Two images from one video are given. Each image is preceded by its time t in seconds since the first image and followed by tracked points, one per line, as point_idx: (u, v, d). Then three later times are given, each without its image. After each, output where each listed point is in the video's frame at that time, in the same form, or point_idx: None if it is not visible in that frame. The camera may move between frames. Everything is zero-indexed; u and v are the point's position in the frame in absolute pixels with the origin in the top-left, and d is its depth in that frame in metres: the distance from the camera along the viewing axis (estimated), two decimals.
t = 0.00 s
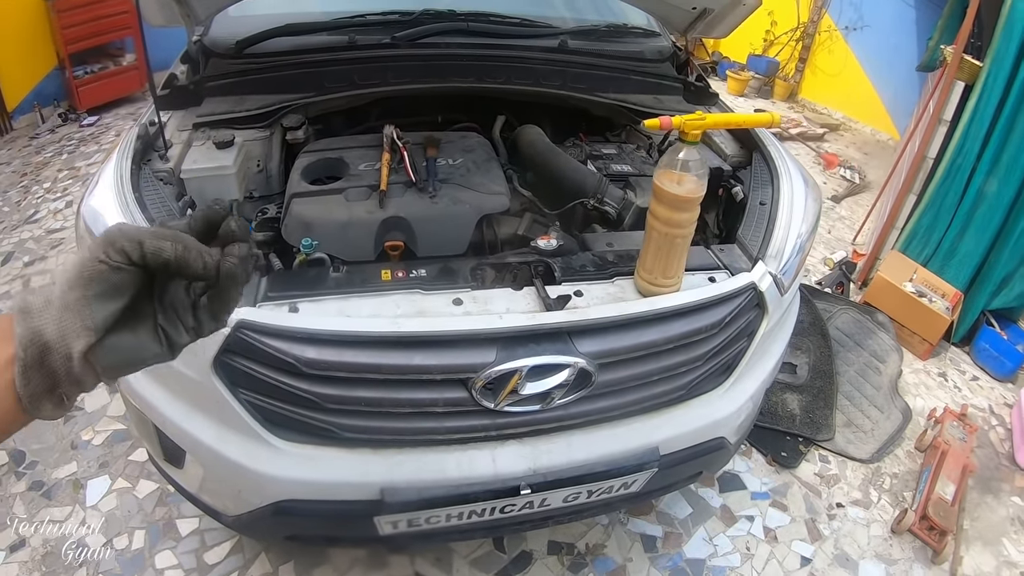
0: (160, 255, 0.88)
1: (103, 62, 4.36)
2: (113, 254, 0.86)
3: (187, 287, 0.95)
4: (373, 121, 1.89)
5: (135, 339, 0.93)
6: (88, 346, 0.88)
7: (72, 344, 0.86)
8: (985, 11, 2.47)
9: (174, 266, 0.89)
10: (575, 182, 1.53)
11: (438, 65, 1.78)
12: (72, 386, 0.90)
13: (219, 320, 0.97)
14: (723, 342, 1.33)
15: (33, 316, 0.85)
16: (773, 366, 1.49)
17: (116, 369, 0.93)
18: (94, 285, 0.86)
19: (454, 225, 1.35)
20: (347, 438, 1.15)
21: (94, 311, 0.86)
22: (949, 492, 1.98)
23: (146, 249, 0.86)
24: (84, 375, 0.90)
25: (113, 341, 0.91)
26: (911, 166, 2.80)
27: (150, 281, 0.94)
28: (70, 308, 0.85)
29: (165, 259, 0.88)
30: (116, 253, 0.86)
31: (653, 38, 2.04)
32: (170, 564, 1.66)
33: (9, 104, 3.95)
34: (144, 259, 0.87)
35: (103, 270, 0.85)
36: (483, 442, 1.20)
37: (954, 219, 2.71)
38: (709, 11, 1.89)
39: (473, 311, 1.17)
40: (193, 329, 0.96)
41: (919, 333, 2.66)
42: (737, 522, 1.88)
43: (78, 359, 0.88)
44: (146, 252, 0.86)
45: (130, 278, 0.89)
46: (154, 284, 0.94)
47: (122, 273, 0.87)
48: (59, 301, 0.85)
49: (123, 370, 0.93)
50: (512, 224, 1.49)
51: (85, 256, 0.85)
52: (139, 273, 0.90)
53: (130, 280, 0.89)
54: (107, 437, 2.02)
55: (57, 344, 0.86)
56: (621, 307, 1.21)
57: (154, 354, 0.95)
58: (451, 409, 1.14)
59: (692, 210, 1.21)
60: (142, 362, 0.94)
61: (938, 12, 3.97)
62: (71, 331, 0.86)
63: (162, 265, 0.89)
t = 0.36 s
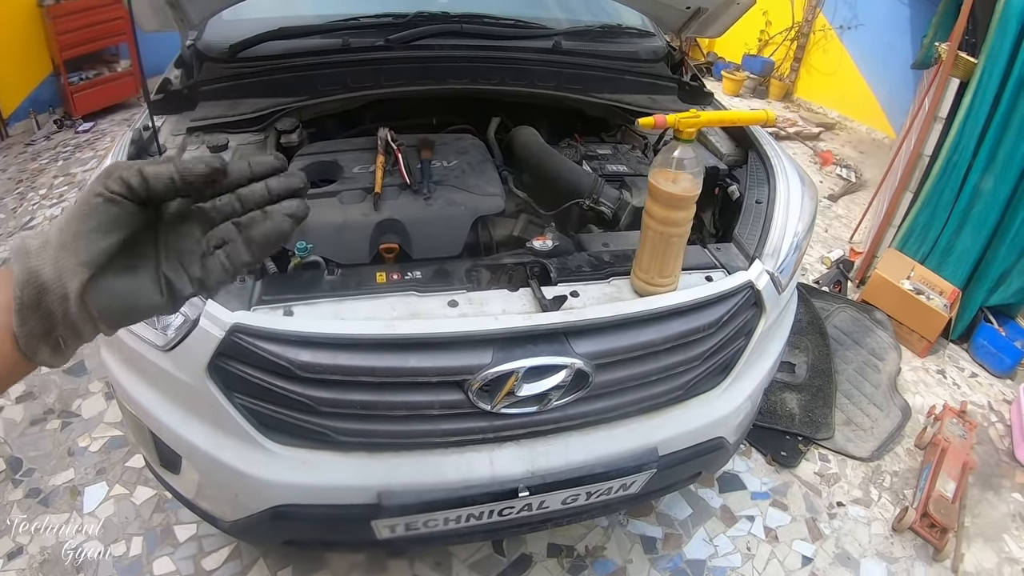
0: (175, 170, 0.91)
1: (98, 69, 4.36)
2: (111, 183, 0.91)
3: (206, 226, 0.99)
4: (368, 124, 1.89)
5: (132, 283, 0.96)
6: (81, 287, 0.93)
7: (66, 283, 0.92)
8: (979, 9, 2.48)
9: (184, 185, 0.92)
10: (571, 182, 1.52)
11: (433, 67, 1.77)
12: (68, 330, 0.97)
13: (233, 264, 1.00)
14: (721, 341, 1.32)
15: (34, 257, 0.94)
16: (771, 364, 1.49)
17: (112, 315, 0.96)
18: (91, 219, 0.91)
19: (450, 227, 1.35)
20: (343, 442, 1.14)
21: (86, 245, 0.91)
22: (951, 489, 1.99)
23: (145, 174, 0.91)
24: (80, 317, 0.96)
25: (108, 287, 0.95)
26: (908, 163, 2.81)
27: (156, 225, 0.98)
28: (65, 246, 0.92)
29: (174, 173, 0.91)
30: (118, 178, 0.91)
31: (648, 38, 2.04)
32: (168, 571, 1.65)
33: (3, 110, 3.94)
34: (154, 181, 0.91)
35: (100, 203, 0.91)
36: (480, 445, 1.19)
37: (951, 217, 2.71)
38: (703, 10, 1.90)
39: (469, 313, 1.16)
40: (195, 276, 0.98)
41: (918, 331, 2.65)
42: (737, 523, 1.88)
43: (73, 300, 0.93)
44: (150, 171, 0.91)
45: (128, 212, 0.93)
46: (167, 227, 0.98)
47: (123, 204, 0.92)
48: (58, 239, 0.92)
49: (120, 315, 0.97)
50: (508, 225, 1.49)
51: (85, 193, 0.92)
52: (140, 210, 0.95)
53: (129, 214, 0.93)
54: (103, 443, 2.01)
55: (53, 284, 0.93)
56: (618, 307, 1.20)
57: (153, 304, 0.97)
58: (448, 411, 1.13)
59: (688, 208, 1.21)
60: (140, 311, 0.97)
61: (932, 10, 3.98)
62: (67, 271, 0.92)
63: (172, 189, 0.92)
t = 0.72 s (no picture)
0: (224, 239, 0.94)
1: (103, 70, 4.36)
2: (169, 266, 0.91)
3: (254, 327, 1.00)
4: (374, 122, 1.88)
5: (182, 368, 0.93)
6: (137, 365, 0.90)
7: (123, 358, 0.89)
8: (986, 5, 2.46)
9: (233, 248, 0.95)
10: (580, 179, 1.51)
11: (438, 64, 1.77)
12: (120, 409, 0.92)
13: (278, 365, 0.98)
14: (731, 339, 1.31)
15: (90, 333, 0.91)
16: (781, 362, 1.47)
17: (163, 397, 0.92)
18: (146, 298, 0.89)
19: (457, 224, 1.34)
20: (350, 441, 1.13)
21: (145, 322, 0.89)
22: (960, 489, 1.94)
23: (203, 254, 0.92)
24: (134, 397, 0.91)
25: (163, 367, 0.91)
26: (915, 161, 2.78)
27: (208, 322, 0.97)
28: (123, 324, 0.90)
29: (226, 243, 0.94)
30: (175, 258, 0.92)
31: (654, 35, 2.03)
32: (173, 571, 1.64)
33: (9, 111, 3.95)
34: (210, 254, 0.93)
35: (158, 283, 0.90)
36: (489, 444, 1.18)
37: (958, 215, 2.69)
38: (710, 7, 1.87)
39: (477, 310, 1.15)
40: (241, 372, 0.96)
41: (926, 330, 2.63)
42: (746, 523, 1.86)
43: (128, 376, 0.90)
44: (209, 248, 0.93)
45: (185, 294, 0.93)
46: (219, 320, 0.98)
47: (181, 283, 0.92)
48: (115, 317, 0.90)
49: (169, 397, 0.92)
50: (515, 222, 1.47)
51: (144, 273, 0.91)
52: (195, 296, 0.95)
53: (185, 295, 0.93)
54: (108, 443, 2.00)
55: (110, 359, 0.90)
56: (627, 304, 1.19)
57: (201, 394, 0.93)
58: (456, 410, 1.12)
59: (699, 203, 1.19)
60: (187, 398, 0.93)
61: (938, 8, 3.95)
62: (125, 347, 0.90)
63: (224, 261, 0.95)
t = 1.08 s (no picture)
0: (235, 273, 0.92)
1: (115, 70, 4.40)
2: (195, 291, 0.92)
3: (262, 343, 1.00)
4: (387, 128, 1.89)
5: (212, 389, 0.96)
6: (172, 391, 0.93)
7: (157, 383, 0.92)
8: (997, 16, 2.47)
9: (256, 276, 0.94)
10: (592, 188, 1.52)
11: (453, 71, 1.78)
12: (154, 432, 0.95)
13: (287, 376, 0.99)
14: (742, 349, 1.31)
15: (122, 360, 0.93)
16: (791, 372, 1.47)
17: (195, 417, 0.95)
18: (176, 324, 0.91)
19: (470, 231, 1.35)
20: (362, 445, 1.14)
21: (177, 348, 0.92)
22: (966, 501, 1.95)
23: (224, 279, 0.92)
24: (168, 418, 0.94)
25: (193, 391, 0.95)
26: (925, 172, 2.79)
27: (224, 343, 0.98)
28: (154, 349, 0.92)
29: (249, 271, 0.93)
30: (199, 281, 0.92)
31: (667, 44, 2.05)
32: (180, 571, 1.65)
33: (21, 111, 3.98)
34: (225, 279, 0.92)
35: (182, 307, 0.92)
36: (500, 450, 1.18)
37: (968, 226, 2.68)
38: (723, 17, 1.90)
39: (490, 317, 1.15)
40: (263, 388, 0.98)
41: (935, 341, 2.62)
42: (752, 532, 1.86)
43: (162, 401, 0.93)
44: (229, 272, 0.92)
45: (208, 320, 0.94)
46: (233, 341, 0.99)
47: (202, 310, 0.93)
48: (145, 346, 0.92)
49: (200, 418, 0.95)
50: (528, 230, 1.47)
51: (171, 299, 0.92)
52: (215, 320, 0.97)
53: (209, 321, 0.94)
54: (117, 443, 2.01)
55: (143, 385, 0.92)
56: (639, 313, 1.19)
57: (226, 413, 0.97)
58: (468, 415, 1.13)
59: (711, 214, 1.20)
60: (216, 418, 0.96)
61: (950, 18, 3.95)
62: (156, 371, 0.92)
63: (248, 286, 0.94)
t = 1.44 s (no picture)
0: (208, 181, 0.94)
1: (135, 72, 4.45)
2: (171, 196, 0.92)
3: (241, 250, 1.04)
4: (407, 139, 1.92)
5: (181, 290, 0.97)
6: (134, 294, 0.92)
7: (114, 289, 0.90)
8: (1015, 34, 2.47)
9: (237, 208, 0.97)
10: (612, 205, 1.54)
11: (475, 83, 1.80)
12: (107, 337, 0.94)
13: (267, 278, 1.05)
14: (756, 367, 1.32)
15: (76, 257, 0.90)
16: (804, 390, 1.47)
17: (160, 318, 0.96)
18: (148, 227, 0.91)
19: (489, 246, 1.36)
20: (380, 456, 1.15)
21: (143, 258, 0.91)
22: (974, 520, 1.93)
23: (210, 196, 0.94)
24: (126, 323, 0.93)
25: (159, 291, 0.95)
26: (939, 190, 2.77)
27: (202, 238, 0.99)
28: (116, 250, 0.90)
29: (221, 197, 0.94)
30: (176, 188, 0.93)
31: (685, 60, 2.06)
32: (192, 573, 1.67)
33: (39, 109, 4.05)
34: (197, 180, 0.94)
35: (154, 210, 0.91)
36: (516, 463, 1.19)
37: (982, 243, 2.68)
38: (742, 33, 1.91)
39: (510, 333, 1.17)
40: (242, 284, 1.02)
41: (947, 358, 2.62)
42: (761, 547, 1.86)
43: (118, 306, 0.91)
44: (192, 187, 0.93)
45: (176, 227, 0.94)
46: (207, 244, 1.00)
47: (174, 214, 0.93)
48: (107, 247, 0.90)
49: (168, 318, 0.97)
50: (547, 245, 1.49)
51: (139, 198, 0.91)
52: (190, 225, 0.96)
53: (179, 226, 0.94)
54: (131, 443, 2.03)
55: (99, 289, 0.90)
56: (656, 331, 1.20)
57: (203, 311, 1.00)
58: (486, 429, 1.14)
59: (730, 236, 1.21)
60: (187, 316, 0.98)
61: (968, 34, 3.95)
62: (116, 275, 0.90)
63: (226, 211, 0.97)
